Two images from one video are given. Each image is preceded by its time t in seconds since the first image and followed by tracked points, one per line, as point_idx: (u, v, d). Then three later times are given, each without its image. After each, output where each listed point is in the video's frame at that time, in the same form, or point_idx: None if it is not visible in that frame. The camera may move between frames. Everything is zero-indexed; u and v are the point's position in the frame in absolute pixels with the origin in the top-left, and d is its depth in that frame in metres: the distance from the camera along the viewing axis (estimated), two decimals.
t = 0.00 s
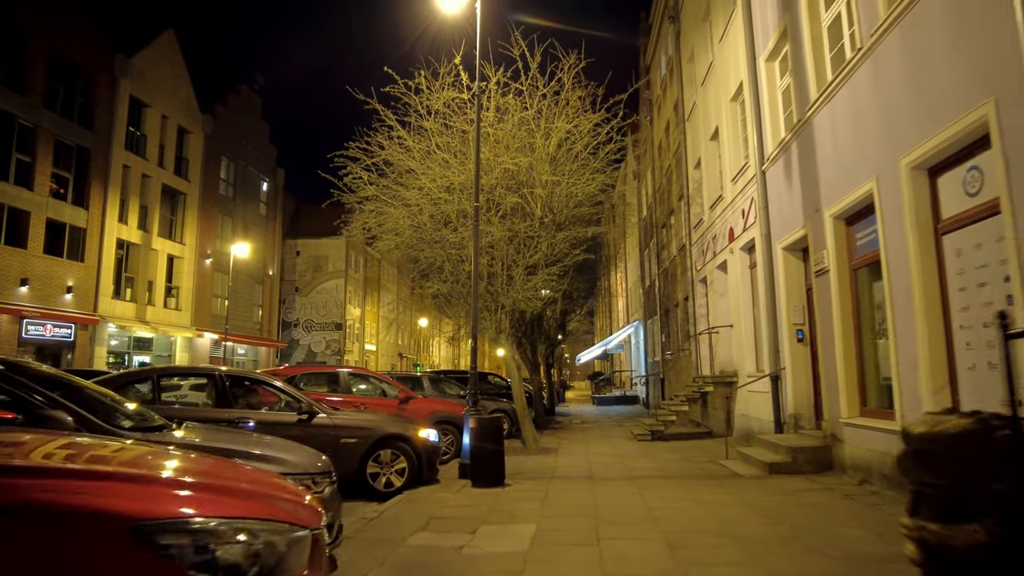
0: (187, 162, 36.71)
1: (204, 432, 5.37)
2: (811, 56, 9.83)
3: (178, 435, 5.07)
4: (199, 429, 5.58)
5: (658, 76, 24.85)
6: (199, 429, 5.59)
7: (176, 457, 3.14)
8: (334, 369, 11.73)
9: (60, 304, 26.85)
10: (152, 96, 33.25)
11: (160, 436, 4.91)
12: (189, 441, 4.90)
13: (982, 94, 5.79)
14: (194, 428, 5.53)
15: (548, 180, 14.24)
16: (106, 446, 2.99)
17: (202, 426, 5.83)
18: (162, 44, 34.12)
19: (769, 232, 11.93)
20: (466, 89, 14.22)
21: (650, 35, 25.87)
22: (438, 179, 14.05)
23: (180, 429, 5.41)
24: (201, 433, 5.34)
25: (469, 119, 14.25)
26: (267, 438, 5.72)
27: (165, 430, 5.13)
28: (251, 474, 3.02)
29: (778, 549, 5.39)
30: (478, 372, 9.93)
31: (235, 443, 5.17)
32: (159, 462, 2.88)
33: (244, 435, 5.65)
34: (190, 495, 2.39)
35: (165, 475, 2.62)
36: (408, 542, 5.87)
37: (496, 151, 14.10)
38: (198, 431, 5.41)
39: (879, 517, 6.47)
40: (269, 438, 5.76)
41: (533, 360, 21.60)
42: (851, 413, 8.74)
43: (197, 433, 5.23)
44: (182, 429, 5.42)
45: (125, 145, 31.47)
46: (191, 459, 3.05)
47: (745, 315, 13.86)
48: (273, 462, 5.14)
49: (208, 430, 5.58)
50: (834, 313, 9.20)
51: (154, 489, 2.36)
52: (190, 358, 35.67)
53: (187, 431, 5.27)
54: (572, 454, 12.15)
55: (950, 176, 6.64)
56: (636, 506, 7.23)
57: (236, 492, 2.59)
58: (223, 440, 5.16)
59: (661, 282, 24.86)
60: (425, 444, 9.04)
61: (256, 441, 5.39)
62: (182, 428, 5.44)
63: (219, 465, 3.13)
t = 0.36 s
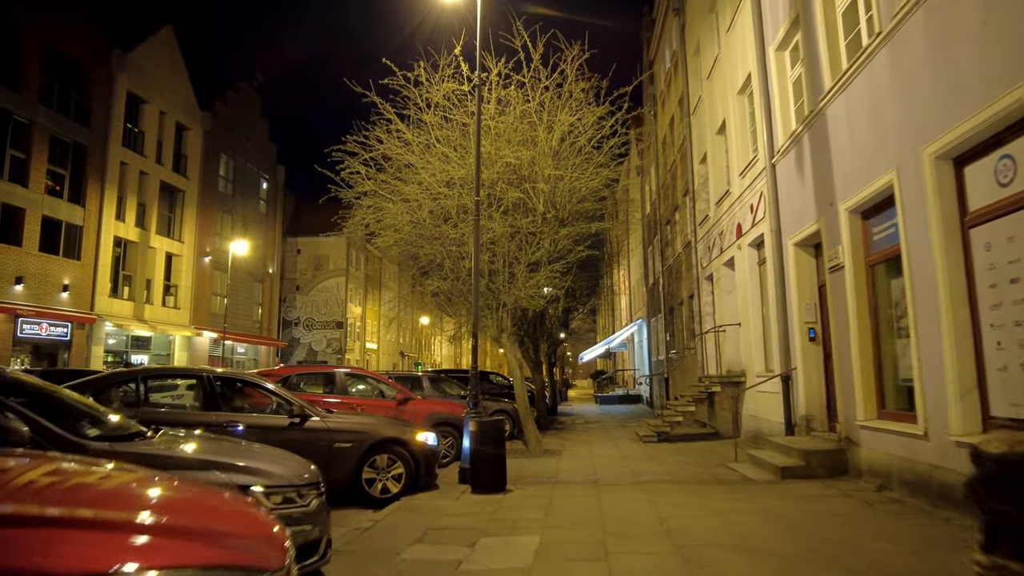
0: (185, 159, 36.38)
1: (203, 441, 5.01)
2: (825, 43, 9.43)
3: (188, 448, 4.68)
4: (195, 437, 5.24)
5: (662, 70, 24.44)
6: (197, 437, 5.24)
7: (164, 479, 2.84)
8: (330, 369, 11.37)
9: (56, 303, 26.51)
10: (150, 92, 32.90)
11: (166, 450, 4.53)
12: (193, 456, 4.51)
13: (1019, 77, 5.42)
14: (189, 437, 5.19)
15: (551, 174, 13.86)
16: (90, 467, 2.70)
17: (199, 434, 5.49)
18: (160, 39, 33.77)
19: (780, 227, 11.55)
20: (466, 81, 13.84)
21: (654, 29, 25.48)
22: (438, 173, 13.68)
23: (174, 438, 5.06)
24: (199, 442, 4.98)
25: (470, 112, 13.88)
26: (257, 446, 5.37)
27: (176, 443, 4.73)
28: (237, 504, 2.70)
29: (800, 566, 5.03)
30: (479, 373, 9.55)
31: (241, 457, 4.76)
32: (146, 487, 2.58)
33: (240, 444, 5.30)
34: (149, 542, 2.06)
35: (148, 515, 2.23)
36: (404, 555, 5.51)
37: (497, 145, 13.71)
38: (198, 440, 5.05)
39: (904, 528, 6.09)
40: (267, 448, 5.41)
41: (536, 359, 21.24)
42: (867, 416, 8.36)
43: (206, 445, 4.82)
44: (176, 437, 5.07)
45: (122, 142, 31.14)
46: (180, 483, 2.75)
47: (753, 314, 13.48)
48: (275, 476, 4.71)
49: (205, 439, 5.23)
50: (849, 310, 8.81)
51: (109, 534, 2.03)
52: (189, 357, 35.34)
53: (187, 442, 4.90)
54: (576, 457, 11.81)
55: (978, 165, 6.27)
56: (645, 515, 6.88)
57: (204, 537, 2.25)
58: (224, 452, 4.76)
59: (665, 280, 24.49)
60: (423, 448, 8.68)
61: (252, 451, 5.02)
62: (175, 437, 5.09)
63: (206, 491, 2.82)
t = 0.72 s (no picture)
0: (183, 158, 36.05)
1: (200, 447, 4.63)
2: (842, 28, 9.05)
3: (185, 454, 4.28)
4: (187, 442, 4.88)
5: (666, 65, 24.09)
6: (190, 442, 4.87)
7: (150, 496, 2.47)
8: (328, 368, 10.97)
9: (52, 303, 26.15)
10: (148, 90, 32.57)
11: (162, 456, 4.13)
12: (189, 463, 4.10)
13: None
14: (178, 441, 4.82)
15: (555, 168, 13.48)
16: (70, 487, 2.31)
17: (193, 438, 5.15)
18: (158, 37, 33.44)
19: (792, 221, 11.17)
20: (468, 73, 13.48)
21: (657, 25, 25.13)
22: (438, 168, 13.30)
23: (162, 443, 4.69)
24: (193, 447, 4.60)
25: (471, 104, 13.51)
26: (249, 451, 5.02)
27: (173, 449, 4.34)
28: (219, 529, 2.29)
29: None
30: (480, 372, 9.17)
31: (237, 463, 4.34)
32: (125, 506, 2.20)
33: (232, 448, 4.95)
34: None
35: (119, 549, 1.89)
36: (404, 566, 5.14)
37: (500, 139, 13.34)
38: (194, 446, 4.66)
39: (935, 536, 5.71)
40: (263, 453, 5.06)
41: (539, 359, 20.86)
42: (890, 416, 7.97)
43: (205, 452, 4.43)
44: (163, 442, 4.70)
45: (120, 140, 30.78)
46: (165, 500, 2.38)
47: (764, 311, 13.10)
48: (271, 486, 4.29)
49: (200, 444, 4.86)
50: (868, 305, 8.42)
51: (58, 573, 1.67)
52: (188, 358, 34.95)
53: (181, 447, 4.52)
54: (582, 459, 11.44)
55: (1015, 151, 5.90)
56: (660, 521, 6.51)
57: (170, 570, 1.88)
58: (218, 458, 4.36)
59: (670, 279, 24.12)
60: (424, 451, 8.30)
61: (244, 455, 4.63)
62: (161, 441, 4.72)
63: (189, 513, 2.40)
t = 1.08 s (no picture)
0: (182, 156, 35.70)
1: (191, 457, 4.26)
2: (859, 15, 8.66)
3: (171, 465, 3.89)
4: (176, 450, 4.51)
5: (670, 62, 23.72)
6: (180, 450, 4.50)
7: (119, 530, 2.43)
8: (324, 368, 10.59)
9: (48, 302, 25.80)
10: (146, 86, 32.22)
11: (149, 469, 3.73)
12: (170, 475, 3.70)
13: None
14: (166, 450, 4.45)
15: (558, 162, 13.11)
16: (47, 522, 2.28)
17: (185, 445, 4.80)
18: (155, 33, 33.08)
19: (804, 217, 10.79)
20: (468, 64, 13.12)
21: (661, 21, 24.77)
22: (437, 162, 12.94)
23: (145, 451, 4.32)
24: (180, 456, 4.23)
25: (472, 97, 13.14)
26: (237, 459, 4.66)
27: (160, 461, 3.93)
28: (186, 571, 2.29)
29: None
30: (481, 372, 8.77)
31: (221, 474, 3.95)
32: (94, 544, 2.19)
33: (221, 456, 4.59)
34: None
35: None
36: None
37: (501, 132, 12.98)
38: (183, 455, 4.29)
39: (967, 549, 5.35)
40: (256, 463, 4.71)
41: (540, 359, 20.51)
42: (911, 420, 7.58)
43: (192, 464, 4.05)
44: (147, 450, 4.32)
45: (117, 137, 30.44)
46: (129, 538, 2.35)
47: (773, 309, 12.72)
48: (254, 500, 3.87)
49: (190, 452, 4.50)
50: (886, 302, 8.05)
51: None
52: (186, 357, 34.62)
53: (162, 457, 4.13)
54: (587, 463, 11.08)
55: None
56: (672, 533, 6.13)
57: None
58: (202, 469, 3.96)
59: (673, 278, 23.76)
60: (421, 455, 7.85)
61: (230, 465, 4.24)
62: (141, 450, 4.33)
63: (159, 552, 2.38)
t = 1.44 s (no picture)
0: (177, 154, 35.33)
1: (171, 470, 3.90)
2: None
3: (143, 480, 3.55)
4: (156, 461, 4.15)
5: (671, 56, 23.34)
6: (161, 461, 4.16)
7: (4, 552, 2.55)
8: (316, 369, 10.16)
9: (40, 302, 25.42)
10: (141, 84, 31.87)
11: (132, 486, 3.40)
12: (140, 490, 3.35)
13: None
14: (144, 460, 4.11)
15: (558, 156, 12.71)
16: None
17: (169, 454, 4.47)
18: (151, 30, 32.70)
19: (813, 210, 10.41)
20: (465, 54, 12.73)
21: (662, 16, 24.40)
22: (434, 155, 12.54)
23: (115, 462, 3.95)
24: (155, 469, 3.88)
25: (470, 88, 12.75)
26: (217, 470, 4.32)
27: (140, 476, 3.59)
28: None
29: None
30: (477, 372, 8.38)
31: (191, 490, 3.58)
32: None
33: (202, 467, 4.26)
34: None
35: None
36: None
37: (499, 125, 12.59)
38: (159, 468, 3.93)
39: (1000, 562, 4.96)
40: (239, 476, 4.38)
41: (540, 359, 20.13)
42: (930, 422, 7.18)
43: (168, 478, 3.69)
44: (115, 460, 3.95)
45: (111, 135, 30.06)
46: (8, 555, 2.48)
47: (781, 307, 12.35)
48: (226, 522, 3.52)
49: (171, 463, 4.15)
50: (902, 297, 7.66)
51: None
52: (182, 358, 34.23)
53: (128, 467, 3.76)
54: (588, 466, 10.71)
55: None
56: (680, 542, 5.75)
57: None
58: (172, 483, 3.60)
59: (676, 276, 23.39)
60: (414, 460, 7.44)
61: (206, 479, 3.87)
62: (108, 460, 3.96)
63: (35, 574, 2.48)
